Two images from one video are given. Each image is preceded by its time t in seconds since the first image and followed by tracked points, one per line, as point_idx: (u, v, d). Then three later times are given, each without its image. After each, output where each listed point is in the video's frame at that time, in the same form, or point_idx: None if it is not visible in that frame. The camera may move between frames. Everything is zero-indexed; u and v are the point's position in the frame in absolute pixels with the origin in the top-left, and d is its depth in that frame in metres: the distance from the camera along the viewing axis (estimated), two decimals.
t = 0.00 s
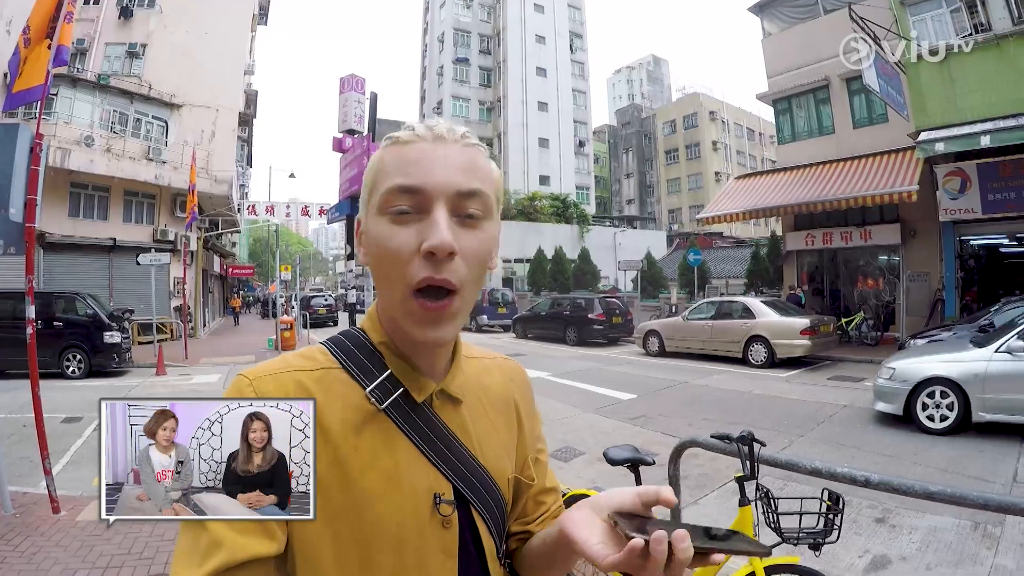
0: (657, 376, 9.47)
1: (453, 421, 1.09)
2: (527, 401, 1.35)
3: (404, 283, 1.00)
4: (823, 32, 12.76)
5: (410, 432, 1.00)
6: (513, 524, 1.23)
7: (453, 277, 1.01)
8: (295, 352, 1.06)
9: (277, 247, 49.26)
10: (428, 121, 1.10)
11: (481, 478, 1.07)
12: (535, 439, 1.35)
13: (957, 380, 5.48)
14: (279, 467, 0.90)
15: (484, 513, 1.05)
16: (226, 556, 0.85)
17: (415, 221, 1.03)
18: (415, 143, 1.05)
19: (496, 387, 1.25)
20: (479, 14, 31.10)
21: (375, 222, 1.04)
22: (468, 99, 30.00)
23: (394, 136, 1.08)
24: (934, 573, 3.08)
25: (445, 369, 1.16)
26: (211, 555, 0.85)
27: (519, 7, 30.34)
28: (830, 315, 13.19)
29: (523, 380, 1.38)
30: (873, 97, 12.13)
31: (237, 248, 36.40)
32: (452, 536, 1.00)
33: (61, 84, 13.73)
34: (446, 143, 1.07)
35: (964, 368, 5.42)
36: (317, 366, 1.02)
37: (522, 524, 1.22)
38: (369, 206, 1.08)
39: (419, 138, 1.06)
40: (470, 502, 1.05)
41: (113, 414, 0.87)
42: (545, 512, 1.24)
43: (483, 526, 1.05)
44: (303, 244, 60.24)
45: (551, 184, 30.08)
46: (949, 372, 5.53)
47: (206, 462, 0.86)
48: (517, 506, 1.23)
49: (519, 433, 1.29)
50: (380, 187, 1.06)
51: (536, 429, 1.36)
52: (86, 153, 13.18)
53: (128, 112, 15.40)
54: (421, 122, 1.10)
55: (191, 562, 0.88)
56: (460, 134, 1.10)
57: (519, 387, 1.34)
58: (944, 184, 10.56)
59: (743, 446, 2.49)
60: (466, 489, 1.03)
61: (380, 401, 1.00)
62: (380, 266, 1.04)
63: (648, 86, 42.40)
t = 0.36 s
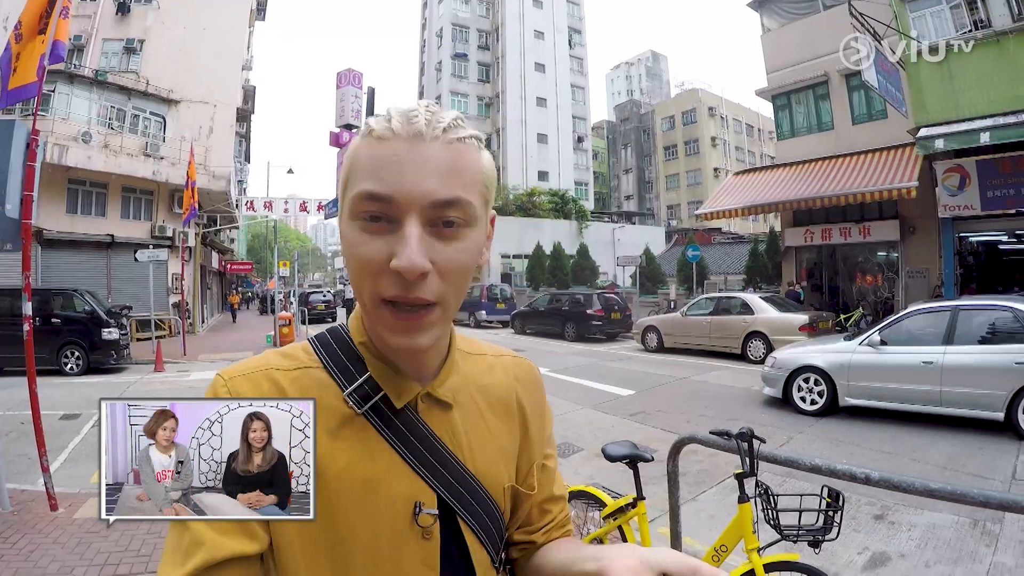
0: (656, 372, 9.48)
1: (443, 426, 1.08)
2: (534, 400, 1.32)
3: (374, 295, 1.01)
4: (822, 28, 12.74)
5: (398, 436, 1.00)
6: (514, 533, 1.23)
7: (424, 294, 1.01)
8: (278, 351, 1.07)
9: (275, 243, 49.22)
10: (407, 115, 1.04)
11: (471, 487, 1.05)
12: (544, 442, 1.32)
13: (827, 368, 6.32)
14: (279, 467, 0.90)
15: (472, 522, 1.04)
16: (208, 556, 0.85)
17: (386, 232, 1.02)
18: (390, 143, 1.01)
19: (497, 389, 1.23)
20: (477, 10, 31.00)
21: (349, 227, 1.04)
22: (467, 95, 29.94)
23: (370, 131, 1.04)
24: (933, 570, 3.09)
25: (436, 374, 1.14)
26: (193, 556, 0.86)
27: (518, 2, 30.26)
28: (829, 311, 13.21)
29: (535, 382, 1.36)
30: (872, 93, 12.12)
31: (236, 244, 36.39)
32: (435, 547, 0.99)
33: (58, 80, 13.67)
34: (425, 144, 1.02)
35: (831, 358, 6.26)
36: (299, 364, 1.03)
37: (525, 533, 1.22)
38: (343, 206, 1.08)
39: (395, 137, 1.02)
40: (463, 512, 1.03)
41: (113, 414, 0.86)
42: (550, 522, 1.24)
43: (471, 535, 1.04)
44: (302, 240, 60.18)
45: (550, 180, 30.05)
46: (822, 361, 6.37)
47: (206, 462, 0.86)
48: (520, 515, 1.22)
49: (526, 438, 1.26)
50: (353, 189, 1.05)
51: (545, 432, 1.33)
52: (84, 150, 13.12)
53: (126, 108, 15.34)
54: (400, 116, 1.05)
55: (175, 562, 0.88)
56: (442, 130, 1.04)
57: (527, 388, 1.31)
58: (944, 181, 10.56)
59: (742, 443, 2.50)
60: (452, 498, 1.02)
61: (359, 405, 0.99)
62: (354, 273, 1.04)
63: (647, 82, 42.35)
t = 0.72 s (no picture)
0: (655, 368, 9.49)
1: (448, 425, 1.08)
2: (542, 403, 1.31)
3: (381, 281, 1.00)
4: (822, 25, 12.71)
5: (399, 436, 0.99)
6: (520, 533, 1.22)
7: (435, 272, 1.01)
8: (279, 346, 1.07)
9: (273, 240, 49.13)
10: (397, 99, 1.05)
11: (476, 486, 1.05)
12: (551, 443, 1.32)
13: (713, 353, 7.37)
14: (279, 468, 0.90)
15: (478, 523, 1.04)
16: (199, 558, 0.85)
17: (391, 214, 1.02)
18: (386, 124, 1.02)
19: (502, 390, 1.22)
20: (475, 6, 30.91)
21: (349, 217, 1.04)
22: (465, 91, 29.86)
23: (362, 118, 1.05)
24: (934, 567, 3.10)
25: (440, 369, 1.14)
26: (185, 557, 0.86)
27: None
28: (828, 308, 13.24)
29: (541, 380, 1.35)
30: (872, 90, 12.10)
31: (233, 240, 36.32)
32: (437, 549, 0.99)
33: (56, 77, 13.62)
34: (421, 122, 1.03)
35: (717, 345, 7.32)
36: (298, 361, 1.03)
37: (530, 535, 1.22)
38: (340, 199, 1.07)
39: (390, 119, 1.03)
40: (468, 512, 1.03)
41: (113, 413, 0.86)
42: (556, 524, 1.23)
43: (476, 536, 1.04)
44: (300, 236, 60.08)
45: (549, 177, 30.03)
46: (710, 347, 7.43)
47: (206, 462, 0.86)
48: (526, 516, 1.22)
49: (532, 437, 1.25)
50: (349, 179, 1.05)
51: (552, 433, 1.32)
52: (81, 147, 13.07)
53: (123, 105, 15.28)
54: (391, 101, 1.06)
55: (166, 562, 0.88)
56: (436, 110, 1.06)
57: (534, 388, 1.30)
58: (943, 178, 10.59)
59: (744, 440, 2.49)
60: (456, 496, 1.02)
61: (363, 403, 0.99)
62: (360, 263, 1.03)
63: (645, 78, 42.30)
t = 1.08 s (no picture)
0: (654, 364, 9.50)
1: (436, 422, 1.08)
2: (525, 398, 1.32)
3: (457, 287, 0.97)
4: (821, 22, 12.69)
5: (394, 436, 1.00)
6: (513, 529, 1.23)
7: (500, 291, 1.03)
8: (262, 351, 1.06)
9: (271, 237, 49.07)
10: (496, 116, 1.07)
11: (470, 484, 1.06)
12: (537, 438, 1.33)
13: (624, 339, 8.51)
14: (279, 468, 0.90)
15: (472, 521, 1.04)
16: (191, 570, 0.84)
17: (478, 223, 1.00)
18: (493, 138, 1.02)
19: (488, 386, 1.23)
20: (474, 2, 30.80)
21: (429, 209, 0.98)
22: (464, 87, 29.78)
23: (463, 119, 1.03)
24: (932, 564, 3.11)
25: (426, 370, 1.13)
26: (178, 562, 0.86)
27: None
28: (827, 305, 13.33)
29: (523, 375, 1.37)
30: (871, 87, 12.09)
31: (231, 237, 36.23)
32: (435, 548, 1.00)
33: (53, 75, 13.56)
34: (517, 149, 1.06)
35: (627, 332, 8.45)
36: (286, 363, 1.02)
37: (523, 531, 1.22)
38: (415, 185, 1.00)
39: (495, 132, 1.03)
40: (466, 511, 1.04)
41: (113, 413, 0.86)
42: (547, 517, 1.25)
43: (472, 534, 1.05)
44: (299, 233, 59.98)
45: (547, 173, 29.99)
46: (621, 334, 8.57)
47: (206, 462, 0.86)
48: (518, 511, 1.23)
49: (518, 430, 1.27)
50: (441, 173, 0.99)
51: (538, 427, 1.34)
52: (79, 144, 13.03)
53: (122, 101, 15.22)
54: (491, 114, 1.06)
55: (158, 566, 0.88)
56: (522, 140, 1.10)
57: (516, 382, 1.32)
58: (941, 175, 10.63)
59: (743, 437, 2.50)
60: (451, 495, 1.02)
61: (351, 403, 0.99)
62: (425, 258, 0.98)
63: (644, 74, 42.25)
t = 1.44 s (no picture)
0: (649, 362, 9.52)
1: (441, 418, 1.09)
2: (528, 396, 1.32)
3: (412, 251, 0.97)
4: (817, 20, 12.70)
5: (395, 430, 1.00)
6: (509, 525, 1.22)
7: (468, 252, 0.99)
8: (270, 341, 1.05)
9: (266, 234, 48.95)
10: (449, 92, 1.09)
11: (472, 480, 1.06)
12: (537, 436, 1.33)
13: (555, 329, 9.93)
14: (280, 466, 0.90)
15: (472, 517, 1.04)
16: (192, 565, 0.84)
17: (431, 190, 1.00)
18: (438, 110, 1.04)
19: (492, 381, 1.23)
20: None
21: (385, 187, 1.02)
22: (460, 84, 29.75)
23: (414, 101, 1.06)
24: (926, 560, 3.14)
25: (434, 364, 1.14)
26: (175, 558, 0.86)
27: None
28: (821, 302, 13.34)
29: (525, 373, 1.36)
30: (867, 85, 12.13)
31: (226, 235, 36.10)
32: (436, 543, 1.00)
33: (48, 72, 13.47)
34: (472, 116, 1.06)
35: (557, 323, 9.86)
36: (293, 355, 1.02)
37: (521, 525, 1.21)
38: (376, 169, 1.05)
39: (442, 106, 1.05)
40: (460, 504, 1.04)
41: (113, 414, 0.86)
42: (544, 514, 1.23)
43: (471, 530, 1.05)
44: (294, 230, 59.80)
45: (543, 170, 30.00)
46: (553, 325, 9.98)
47: (206, 462, 0.86)
48: (517, 506, 1.23)
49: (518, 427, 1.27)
50: (392, 150, 1.03)
51: (538, 425, 1.34)
52: (74, 141, 12.98)
53: (117, 99, 15.13)
54: (446, 91, 1.08)
55: (155, 563, 0.88)
56: (483, 109, 1.10)
57: (518, 380, 1.32)
58: (937, 173, 10.61)
59: (738, 433, 2.50)
60: (453, 492, 1.03)
61: (358, 396, 0.99)
62: (385, 232, 0.99)
63: (640, 72, 42.28)
